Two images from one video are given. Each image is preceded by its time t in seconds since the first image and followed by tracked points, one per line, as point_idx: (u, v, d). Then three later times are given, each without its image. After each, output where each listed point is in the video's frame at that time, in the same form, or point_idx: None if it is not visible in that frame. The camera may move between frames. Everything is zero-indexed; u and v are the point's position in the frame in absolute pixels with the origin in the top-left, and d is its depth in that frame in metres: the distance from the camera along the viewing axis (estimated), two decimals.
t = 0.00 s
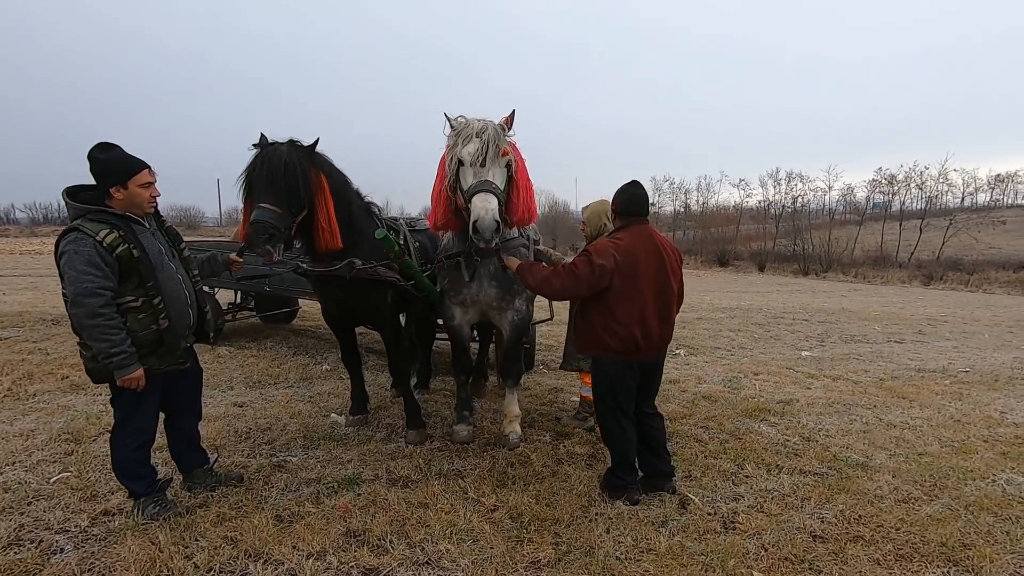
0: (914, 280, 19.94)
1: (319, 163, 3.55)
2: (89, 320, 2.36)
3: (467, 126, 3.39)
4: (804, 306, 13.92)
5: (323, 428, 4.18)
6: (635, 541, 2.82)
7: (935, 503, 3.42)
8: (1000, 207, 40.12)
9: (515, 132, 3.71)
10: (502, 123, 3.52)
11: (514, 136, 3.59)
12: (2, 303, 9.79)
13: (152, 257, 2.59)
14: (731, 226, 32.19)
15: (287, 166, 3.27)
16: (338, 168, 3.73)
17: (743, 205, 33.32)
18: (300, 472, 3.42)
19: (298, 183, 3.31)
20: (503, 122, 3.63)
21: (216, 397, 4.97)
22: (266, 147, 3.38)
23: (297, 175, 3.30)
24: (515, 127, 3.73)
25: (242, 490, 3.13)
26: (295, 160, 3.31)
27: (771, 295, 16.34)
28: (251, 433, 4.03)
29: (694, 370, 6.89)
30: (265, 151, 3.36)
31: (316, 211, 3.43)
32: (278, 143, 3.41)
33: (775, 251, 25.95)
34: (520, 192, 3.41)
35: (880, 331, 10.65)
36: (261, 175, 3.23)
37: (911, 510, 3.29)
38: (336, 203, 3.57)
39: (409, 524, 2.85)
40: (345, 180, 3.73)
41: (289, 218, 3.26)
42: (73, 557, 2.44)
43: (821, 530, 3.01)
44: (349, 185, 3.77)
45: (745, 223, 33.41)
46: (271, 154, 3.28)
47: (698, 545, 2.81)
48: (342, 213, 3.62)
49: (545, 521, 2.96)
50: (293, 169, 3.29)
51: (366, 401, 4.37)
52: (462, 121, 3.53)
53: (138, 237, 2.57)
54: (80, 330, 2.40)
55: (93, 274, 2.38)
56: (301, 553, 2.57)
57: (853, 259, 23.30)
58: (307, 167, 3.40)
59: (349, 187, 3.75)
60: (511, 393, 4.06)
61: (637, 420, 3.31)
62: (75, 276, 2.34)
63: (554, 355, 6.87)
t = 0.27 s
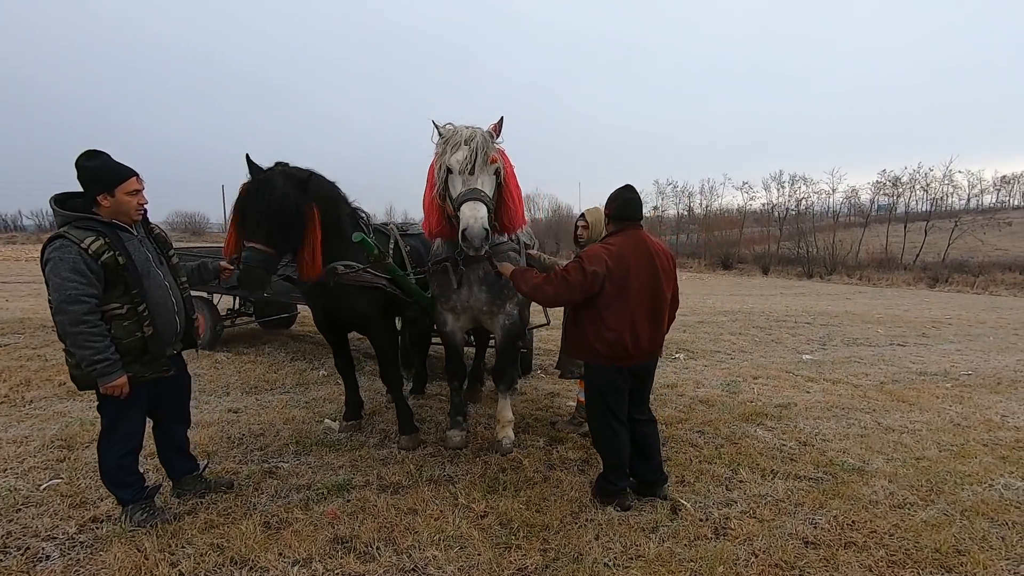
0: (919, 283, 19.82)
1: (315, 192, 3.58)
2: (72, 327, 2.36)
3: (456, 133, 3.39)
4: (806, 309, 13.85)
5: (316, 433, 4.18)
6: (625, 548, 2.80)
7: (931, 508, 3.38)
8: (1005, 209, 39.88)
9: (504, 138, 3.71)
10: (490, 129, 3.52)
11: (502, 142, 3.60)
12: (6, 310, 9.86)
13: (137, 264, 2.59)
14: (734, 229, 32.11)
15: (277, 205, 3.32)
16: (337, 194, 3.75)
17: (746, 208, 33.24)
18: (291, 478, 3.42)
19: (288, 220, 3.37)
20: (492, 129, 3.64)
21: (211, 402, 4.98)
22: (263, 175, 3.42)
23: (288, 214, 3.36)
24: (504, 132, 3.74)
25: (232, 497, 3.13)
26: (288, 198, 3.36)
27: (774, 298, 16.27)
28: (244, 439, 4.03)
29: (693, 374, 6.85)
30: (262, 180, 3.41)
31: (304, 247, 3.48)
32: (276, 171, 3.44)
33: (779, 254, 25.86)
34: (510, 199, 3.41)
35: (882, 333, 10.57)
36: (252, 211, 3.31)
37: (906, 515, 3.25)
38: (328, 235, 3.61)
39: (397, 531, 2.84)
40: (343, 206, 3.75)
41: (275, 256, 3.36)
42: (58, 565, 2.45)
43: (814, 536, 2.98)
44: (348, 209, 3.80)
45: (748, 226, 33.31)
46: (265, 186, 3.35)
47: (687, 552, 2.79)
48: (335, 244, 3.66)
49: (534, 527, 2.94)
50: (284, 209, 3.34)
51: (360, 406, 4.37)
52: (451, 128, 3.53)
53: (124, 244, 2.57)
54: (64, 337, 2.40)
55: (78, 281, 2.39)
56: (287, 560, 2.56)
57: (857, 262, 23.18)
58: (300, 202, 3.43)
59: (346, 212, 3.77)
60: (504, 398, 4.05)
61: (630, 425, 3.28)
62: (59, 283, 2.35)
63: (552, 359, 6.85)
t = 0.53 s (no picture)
0: (933, 289, 19.53)
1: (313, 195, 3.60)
2: (70, 329, 2.41)
3: (449, 140, 3.42)
4: (817, 314, 13.69)
5: (314, 437, 4.21)
6: (615, 555, 2.79)
7: (931, 518, 3.32)
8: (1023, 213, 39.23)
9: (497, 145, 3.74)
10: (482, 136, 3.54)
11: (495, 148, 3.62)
12: (20, 313, 10.04)
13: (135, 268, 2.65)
14: (745, 234, 31.87)
15: (282, 206, 3.34)
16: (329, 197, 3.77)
17: (757, 213, 32.99)
18: (286, 482, 3.45)
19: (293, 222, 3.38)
20: (484, 136, 3.66)
21: (214, 406, 5.03)
22: (264, 179, 3.45)
23: (292, 217, 3.38)
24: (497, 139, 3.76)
25: (227, 500, 3.16)
26: (290, 199, 3.38)
27: (785, 304, 16.10)
28: (243, 442, 4.07)
29: (696, 380, 6.80)
30: (262, 185, 3.42)
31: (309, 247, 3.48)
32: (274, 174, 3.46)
33: (790, 259, 25.61)
34: (503, 205, 3.44)
35: (893, 340, 10.42)
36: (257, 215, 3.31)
37: (905, 525, 3.20)
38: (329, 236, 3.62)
39: (388, 535, 2.85)
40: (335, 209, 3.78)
41: (285, 257, 3.36)
42: (52, 565, 2.50)
43: (808, 545, 2.95)
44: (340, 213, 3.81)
45: (759, 231, 33.05)
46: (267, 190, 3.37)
47: (679, 559, 2.77)
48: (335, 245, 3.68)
49: (525, 533, 2.94)
50: (289, 210, 3.36)
51: (358, 411, 4.39)
52: (444, 135, 3.56)
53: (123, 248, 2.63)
54: (62, 339, 2.45)
55: (77, 283, 2.44)
56: (277, 563, 2.58)
57: (870, 267, 22.88)
58: (302, 203, 3.45)
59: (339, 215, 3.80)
60: (500, 403, 4.05)
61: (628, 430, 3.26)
62: (59, 285, 2.40)
63: (554, 365, 6.83)
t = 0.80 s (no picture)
0: (949, 294, 19.24)
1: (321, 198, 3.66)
2: (75, 322, 2.45)
3: (446, 143, 3.44)
4: (828, 319, 13.54)
5: (315, 435, 4.25)
6: (608, 556, 2.79)
7: (933, 524, 3.28)
8: None
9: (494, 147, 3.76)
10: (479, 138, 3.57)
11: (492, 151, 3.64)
12: (36, 311, 10.23)
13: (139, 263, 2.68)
14: (757, 237, 31.62)
15: (292, 207, 3.40)
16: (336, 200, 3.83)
17: (769, 216, 32.72)
18: (285, 478, 3.48)
19: (302, 222, 3.44)
20: (481, 139, 3.69)
21: (218, 403, 5.09)
22: (274, 179, 3.51)
23: (302, 217, 3.44)
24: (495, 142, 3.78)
25: (226, 495, 3.20)
26: (301, 200, 3.45)
27: (796, 308, 15.94)
28: (245, 439, 4.12)
29: (700, 383, 6.76)
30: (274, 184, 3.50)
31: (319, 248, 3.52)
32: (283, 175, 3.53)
33: (803, 263, 25.36)
34: (500, 207, 3.46)
35: (905, 345, 10.27)
36: (267, 214, 3.38)
37: (905, 531, 3.16)
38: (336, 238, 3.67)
39: (382, 532, 2.87)
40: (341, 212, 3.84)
41: (292, 256, 3.42)
42: (53, 556, 2.55)
43: (805, 550, 2.93)
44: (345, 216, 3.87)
45: (772, 234, 32.77)
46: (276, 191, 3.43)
47: (672, 561, 2.77)
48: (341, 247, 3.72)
49: (519, 533, 2.95)
50: (299, 211, 3.42)
51: (360, 410, 4.42)
52: (442, 137, 3.59)
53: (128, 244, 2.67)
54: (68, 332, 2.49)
55: (81, 277, 2.48)
56: (271, 558, 2.61)
57: (884, 272, 22.59)
58: (311, 205, 3.51)
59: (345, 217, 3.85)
60: (498, 404, 4.06)
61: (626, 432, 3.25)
62: (64, 279, 2.44)
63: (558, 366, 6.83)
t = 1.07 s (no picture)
0: (961, 293, 19.04)
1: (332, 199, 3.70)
2: (79, 320, 2.49)
3: (446, 143, 3.45)
4: (836, 318, 13.44)
5: (319, 432, 4.28)
6: (608, 554, 2.79)
7: (936, 525, 3.25)
8: None
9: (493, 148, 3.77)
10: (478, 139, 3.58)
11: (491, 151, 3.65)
12: (47, 309, 10.35)
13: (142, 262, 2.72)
14: (766, 236, 31.41)
15: (317, 209, 3.41)
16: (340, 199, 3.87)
17: (778, 215, 32.50)
18: (288, 475, 3.51)
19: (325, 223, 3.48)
20: (481, 139, 3.70)
21: (224, 400, 5.14)
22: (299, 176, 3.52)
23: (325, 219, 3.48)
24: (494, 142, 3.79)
25: (229, 491, 3.23)
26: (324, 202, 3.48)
27: (805, 308, 15.82)
28: (250, 435, 4.16)
29: (705, 382, 6.73)
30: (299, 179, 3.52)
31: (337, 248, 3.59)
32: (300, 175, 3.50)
33: (812, 262, 25.17)
34: (498, 208, 3.47)
35: (914, 345, 10.17)
36: (293, 216, 3.37)
37: (908, 531, 3.14)
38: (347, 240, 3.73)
39: (383, 529, 2.89)
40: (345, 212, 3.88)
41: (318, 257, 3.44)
42: (59, 550, 2.60)
43: (805, 549, 2.92)
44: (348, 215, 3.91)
45: (780, 233, 32.55)
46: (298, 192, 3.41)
47: (671, 560, 2.77)
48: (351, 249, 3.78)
49: (519, 530, 2.96)
50: (323, 212, 3.45)
51: (363, 408, 4.45)
52: (441, 137, 3.60)
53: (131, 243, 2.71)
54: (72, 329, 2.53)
55: (85, 276, 2.52)
56: (273, 554, 2.64)
57: (895, 271, 22.38)
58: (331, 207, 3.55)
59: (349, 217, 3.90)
60: (500, 401, 4.07)
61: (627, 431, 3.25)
62: (68, 277, 2.48)
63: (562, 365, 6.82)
